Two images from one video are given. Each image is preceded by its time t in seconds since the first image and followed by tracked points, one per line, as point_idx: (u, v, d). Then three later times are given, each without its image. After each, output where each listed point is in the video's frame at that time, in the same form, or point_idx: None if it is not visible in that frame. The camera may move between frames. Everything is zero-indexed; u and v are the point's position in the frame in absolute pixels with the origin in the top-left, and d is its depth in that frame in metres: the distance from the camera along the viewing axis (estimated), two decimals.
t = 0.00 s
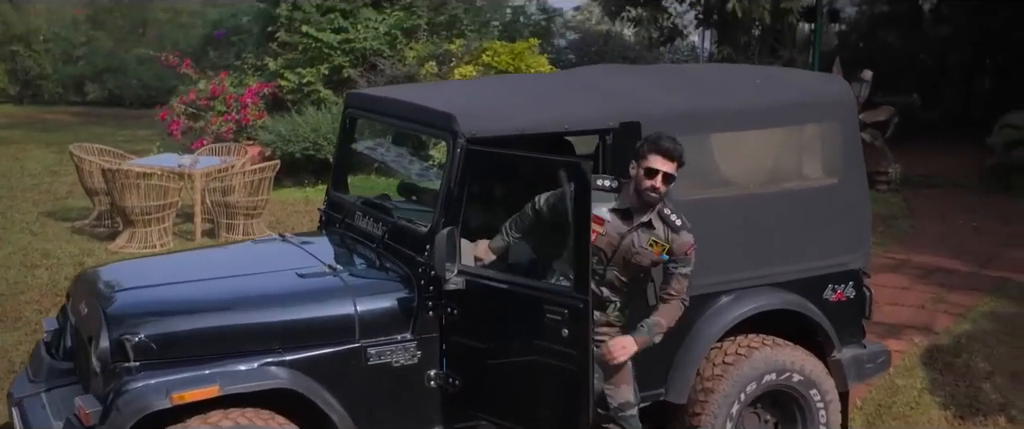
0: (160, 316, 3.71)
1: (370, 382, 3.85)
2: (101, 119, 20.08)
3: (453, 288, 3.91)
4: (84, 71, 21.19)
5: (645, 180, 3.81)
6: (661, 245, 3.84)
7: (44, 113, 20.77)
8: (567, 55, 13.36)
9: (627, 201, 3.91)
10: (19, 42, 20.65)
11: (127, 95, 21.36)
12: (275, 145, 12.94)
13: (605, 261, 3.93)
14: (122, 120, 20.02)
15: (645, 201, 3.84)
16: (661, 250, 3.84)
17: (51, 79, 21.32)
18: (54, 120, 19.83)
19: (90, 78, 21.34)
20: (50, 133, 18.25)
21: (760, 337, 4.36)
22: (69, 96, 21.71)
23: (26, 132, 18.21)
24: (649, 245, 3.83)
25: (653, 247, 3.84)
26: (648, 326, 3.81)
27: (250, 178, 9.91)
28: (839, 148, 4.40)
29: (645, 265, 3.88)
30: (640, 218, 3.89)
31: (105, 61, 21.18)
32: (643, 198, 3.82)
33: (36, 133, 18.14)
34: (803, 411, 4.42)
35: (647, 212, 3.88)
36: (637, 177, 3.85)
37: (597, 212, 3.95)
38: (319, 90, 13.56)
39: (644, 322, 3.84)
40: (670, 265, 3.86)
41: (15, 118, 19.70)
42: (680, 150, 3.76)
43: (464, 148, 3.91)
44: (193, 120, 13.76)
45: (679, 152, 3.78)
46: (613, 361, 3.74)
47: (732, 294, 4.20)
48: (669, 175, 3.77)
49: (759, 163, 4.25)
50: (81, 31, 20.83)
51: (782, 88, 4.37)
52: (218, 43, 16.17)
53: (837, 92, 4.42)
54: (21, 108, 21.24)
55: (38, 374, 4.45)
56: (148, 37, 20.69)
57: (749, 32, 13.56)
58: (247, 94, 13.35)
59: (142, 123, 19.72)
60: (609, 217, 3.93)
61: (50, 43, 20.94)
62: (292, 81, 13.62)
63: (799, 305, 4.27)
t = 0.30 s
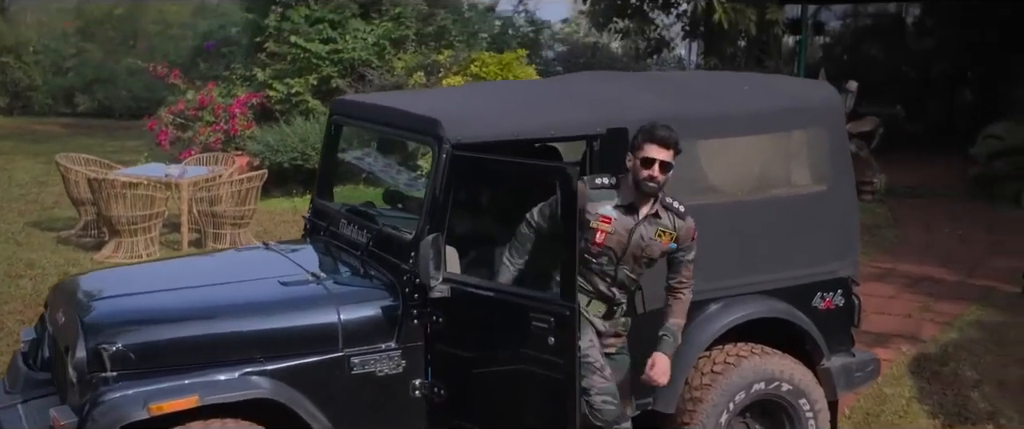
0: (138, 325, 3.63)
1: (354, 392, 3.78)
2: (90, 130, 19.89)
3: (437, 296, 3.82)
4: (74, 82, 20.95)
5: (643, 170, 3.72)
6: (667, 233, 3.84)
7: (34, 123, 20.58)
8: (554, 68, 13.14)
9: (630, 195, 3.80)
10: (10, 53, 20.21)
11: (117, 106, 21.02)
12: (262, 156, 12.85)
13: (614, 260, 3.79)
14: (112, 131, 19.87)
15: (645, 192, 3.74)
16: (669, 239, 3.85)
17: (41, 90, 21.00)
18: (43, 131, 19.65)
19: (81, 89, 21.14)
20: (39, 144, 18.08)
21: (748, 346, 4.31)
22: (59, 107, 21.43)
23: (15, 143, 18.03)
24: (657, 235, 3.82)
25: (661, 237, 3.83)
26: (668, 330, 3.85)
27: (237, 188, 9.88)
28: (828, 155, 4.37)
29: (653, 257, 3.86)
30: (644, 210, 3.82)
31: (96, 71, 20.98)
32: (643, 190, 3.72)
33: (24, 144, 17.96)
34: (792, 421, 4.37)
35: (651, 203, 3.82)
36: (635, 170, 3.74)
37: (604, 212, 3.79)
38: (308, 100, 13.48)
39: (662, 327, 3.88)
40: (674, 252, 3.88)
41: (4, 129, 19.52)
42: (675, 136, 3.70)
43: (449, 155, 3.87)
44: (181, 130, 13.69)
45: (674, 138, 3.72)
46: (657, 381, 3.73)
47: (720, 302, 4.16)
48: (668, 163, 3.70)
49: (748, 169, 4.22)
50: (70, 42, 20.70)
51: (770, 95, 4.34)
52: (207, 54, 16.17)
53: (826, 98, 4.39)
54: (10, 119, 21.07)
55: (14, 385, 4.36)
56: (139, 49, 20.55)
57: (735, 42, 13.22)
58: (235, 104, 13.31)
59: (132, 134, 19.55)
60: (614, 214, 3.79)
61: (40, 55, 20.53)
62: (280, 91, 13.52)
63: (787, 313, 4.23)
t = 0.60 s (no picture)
0: (112, 335, 3.54)
1: (335, 402, 3.70)
2: (72, 144, 19.57)
3: (419, 304, 3.79)
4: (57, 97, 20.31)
5: (630, 166, 3.61)
6: (663, 225, 3.77)
7: (15, 136, 20.26)
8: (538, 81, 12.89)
9: (624, 194, 3.68)
10: None
11: (100, 119, 20.67)
12: (245, 168, 12.75)
13: (617, 263, 3.70)
14: (95, 145, 19.61)
15: (635, 190, 3.63)
16: (667, 231, 3.77)
17: (23, 104, 20.25)
18: (24, 144, 19.36)
19: (64, 104, 20.57)
20: (19, 157, 17.80)
21: (735, 353, 4.26)
22: (42, 121, 20.73)
23: None
24: (655, 229, 3.74)
25: (659, 231, 3.76)
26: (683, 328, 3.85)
27: (219, 199, 9.71)
28: (814, 160, 4.35)
29: (654, 252, 3.78)
30: (638, 206, 3.72)
31: (79, 84, 20.46)
32: (633, 186, 3.61)
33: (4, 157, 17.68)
34: None
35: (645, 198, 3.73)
36: (624, 168, 3.63)
37: (603, 216, 3.66)
38: (291, 111, 13.45)
39: (676, 323, 3.88)
40: (673, 243, 3.81)
41: None
42: (661, 128, 3.60)
43: (431, 160, 3.81)
44: (163, 142, 13.77)
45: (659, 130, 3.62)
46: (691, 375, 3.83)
47: (707, 309, 4.10)
48: (657, 157, 3.60)
49: (734, 175, 4.18)
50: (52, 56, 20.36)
51: (756, 99, 4.32)
52: (192, 68, 16.10)
53: (810, 104, 4.36)
54: None
55: None
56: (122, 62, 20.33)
57: (715, 54, 12.60)
58: (218, 116, 13.23)
59: (115, 147, 19.30)
60: (612, 216, 3.67)
61: (22, 68, 19.84)
62: (263, 103, 13.48)
63: (774, 319, 4.19)
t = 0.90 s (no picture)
0: (88, 344, 3.45)
1: (318, 412, 3.62)
2: (54, 156, 19.35)
3: (404, 311, 3.73)
4: (40, 108, 20.09)
5: (621, 168, 3.50)
6: (660, 225, 3.69)
7: None
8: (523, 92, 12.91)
9: (621, 200, 3.58)
10: None
11: (84, 131, 20.36)
12: (230, 178, 12.61)
13: (620, 271, 3.64)
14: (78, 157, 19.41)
15: (629, 192, 3.51)
16: (664, 231, 3.70)
17: (6, 116, 20.18)
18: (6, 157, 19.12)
19: (47, 115, 20.32)
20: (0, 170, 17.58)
21: (725, 360, 4.21)
22: (25, 133, 20.61)
23: None
24: (653, 230, 3.67)
25: (657, 232, 3.69)
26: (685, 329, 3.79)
27: (202, 209, 9.62)
28: (803, 165, 4.31)
29: (654, 255, 3.71)
30: (635, 209, 3.63)
31: (63, 97, 20.16)
32: (626, 190, 3.50)
33: None
34: None
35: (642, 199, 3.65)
36: (615, 171, 3.52)
37: (603, 224, 3.57)
38: (276, 122, 13.25)
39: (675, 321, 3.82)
40: (670, 242, 3.74)
41: None
42: (650, 127, 3.50)
43: (416, 164, 3.75)
44: (147, 154, 13.44)
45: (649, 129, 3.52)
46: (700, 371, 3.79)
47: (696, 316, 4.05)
48: (649, 157, 3.50)
49: (722, 180, 4.15)
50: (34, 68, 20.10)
51: (744, 102, 4.28)
52: (176, 80, 15.94)
53: (798, 107, 4.33)
54: None
55: None
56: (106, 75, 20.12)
57: (701, 66, 12.63)
58: (202, 127, 13.09)
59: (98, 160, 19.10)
60: (611, 224, 3.57)
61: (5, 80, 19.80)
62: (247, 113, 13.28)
63: (761, 325, 4.15)
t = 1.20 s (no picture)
0: (62, 350, 3.34)
1: (299, 418, 3.53)
2: (39, 166, 19.16)
3: (389, 314, 3.69)
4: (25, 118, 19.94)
5: (617, 174, 3.33)
6: (660, 228, 3.55)
7: None
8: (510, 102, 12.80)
9: (622, 207, 3.41)
10: None
11: (70, 140, 20.21)
12: (215, 186, 12.53)
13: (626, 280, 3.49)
14: (63, 167, 19.24)
15: (625, 198, 3.34)
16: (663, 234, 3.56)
17: None
18: None
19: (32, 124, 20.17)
20: None
21: (716, 365, 4.14)
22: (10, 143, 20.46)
23: None
24: (654, 235, 3.52)
25: (657, 236, 3.54)
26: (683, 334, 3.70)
27: (185, 217, 9.49)
28: (793, 166, 4.26)
29: (656, 259, 3.57)
30: (635, 215, 3.47)
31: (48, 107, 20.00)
32: (623, 196, 3.33)
33: None
34: None
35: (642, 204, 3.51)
36: (612, 177, 3.34)
37: (607, 235, 3.39)
38: (262, 130, 13.24)
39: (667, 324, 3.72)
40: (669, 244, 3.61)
41: None
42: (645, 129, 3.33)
43: (400, 164, 3.67)
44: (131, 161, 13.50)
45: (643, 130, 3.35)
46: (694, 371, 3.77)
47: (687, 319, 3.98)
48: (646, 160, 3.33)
49: (713, 182, 4.09)
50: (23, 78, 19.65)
51: (734, 104, 4.22)
52: (162, 89, 15.81)
53: (788, 108, 4.28)
54: None
55: None
56: (91, 84, 19.77)
57: (686, 75, 12.03)
58: (187, 134, 12.90)
59: (84, 169, 18.94)
60: (615, 233, 3.40)
61: None
62: (233, 121, 13.26)
63: (755, 330, 4.07)
